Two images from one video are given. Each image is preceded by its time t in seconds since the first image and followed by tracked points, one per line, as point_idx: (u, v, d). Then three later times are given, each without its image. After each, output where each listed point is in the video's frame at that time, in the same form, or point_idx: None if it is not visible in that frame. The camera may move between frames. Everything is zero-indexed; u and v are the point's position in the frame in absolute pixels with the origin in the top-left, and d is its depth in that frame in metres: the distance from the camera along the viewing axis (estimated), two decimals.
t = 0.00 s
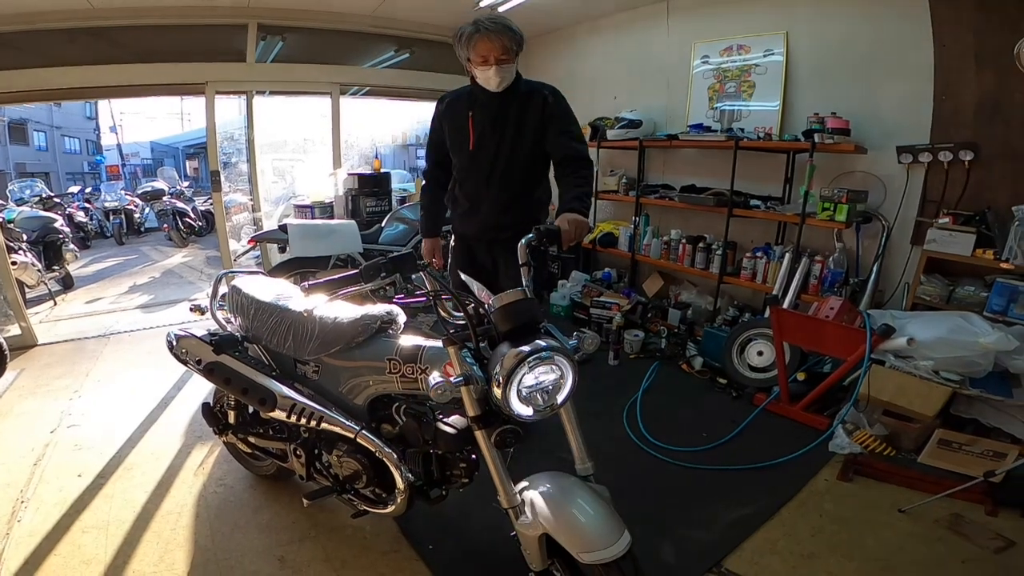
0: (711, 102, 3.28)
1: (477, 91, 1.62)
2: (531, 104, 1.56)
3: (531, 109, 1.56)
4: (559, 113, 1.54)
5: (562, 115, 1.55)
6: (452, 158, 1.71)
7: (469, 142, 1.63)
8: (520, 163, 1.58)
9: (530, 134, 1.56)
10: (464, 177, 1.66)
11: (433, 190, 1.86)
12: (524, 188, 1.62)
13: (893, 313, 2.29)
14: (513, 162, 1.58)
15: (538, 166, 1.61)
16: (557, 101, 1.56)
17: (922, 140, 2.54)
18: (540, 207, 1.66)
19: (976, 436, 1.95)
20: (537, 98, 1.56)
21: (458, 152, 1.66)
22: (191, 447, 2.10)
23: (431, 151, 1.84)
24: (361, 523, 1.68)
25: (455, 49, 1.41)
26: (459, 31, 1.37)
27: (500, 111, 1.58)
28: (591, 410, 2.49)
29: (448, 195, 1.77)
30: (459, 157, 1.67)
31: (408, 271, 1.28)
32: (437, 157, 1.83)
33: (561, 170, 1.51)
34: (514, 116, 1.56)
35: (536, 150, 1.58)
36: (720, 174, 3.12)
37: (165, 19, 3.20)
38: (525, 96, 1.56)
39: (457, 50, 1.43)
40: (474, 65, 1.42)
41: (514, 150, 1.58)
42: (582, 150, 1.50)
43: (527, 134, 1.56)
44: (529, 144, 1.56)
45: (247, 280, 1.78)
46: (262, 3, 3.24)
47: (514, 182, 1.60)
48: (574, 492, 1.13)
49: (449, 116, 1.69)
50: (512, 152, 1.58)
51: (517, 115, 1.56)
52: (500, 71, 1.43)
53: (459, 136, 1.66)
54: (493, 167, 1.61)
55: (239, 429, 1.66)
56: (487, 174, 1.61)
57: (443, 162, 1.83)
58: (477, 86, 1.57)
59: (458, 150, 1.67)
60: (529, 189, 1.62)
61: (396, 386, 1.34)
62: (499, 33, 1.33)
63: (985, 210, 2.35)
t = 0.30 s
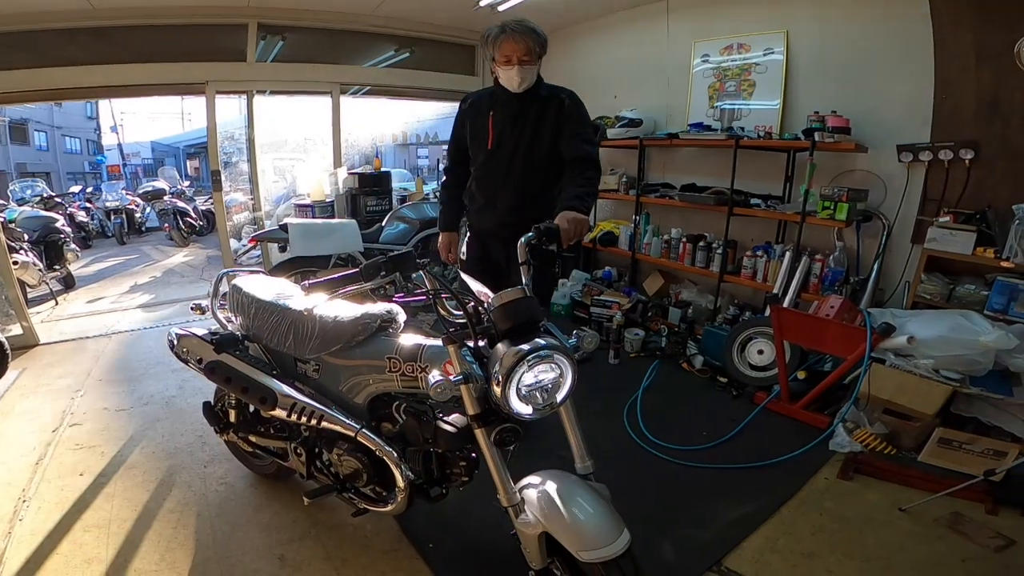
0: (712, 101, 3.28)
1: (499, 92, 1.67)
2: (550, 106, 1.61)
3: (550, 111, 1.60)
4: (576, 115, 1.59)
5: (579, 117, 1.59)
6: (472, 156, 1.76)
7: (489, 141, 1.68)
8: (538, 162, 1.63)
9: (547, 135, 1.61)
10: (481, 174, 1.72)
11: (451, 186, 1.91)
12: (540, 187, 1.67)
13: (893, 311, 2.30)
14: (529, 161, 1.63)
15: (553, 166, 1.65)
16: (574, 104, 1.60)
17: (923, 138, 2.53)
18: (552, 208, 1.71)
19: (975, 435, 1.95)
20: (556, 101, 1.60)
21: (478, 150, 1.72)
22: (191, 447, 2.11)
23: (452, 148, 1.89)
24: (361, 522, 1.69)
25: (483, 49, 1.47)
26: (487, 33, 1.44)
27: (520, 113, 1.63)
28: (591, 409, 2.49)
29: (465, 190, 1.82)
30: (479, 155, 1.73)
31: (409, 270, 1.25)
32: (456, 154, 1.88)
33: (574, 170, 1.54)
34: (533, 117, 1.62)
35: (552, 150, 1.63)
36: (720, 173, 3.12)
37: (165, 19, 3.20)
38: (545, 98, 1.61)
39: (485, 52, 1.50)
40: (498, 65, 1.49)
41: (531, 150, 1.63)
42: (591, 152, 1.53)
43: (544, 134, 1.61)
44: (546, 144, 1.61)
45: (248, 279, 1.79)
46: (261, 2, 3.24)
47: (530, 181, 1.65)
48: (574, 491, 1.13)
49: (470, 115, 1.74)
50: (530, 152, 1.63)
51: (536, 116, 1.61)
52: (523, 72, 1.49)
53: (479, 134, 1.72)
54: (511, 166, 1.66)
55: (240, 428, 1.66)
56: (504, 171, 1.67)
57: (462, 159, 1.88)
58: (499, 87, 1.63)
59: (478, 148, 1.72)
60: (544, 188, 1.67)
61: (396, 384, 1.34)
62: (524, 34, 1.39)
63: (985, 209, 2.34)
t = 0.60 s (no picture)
0: (723, 99, 3.26)
1: (517, 91, 1.69)
2: (566, 105, 1.62)
3: (567, 109, 1.62)
4: (592, 114, 1.60)
5: (597, 115, 1.60)
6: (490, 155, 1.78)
7: (507, 139, 1.70)
8: (554, 160, 1.64)
9: (564, 132, 1.61)
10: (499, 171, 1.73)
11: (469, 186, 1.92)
12: (556, 185, 1.67)
13: (907, 312, 2.27)
14: (546, 159, 1.64)
15: (568, 163, 1.65)
16: (591, 103, 1.61)
17: (939, 136, 2.50)
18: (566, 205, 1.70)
19: (989, 437, 1.92)
20: (574, 100, 1.62)
21: (496, 148, 1.74)
22: (203, 443, 2.14)
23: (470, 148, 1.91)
24: (369, 519, 1.70)
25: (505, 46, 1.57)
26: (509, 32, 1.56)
27: (538, 111, 1.64)
28: (599, 408, 2.49)
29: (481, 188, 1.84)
30: (496, 154, 1.74)
31: (417, 269, 1.26)
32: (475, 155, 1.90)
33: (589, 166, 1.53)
34: (550, 115, 1.63)
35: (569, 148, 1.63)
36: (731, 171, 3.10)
37: (177, 19, 3.24)
38: (563, 97, 1.62)
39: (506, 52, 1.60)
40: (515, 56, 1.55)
41: (548, 147, 1.64)
42: (605, 148, 1.53)
43: (561, 131, 1.62)
44: (563, 141, 1.62)
45: (260, 277, 1.81)
46: (272, 2, 3.27)
47: (546, 178, 1.66)
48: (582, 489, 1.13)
49: (489, 114, 1.77)
50: (547, 150, 1.64)
51: (553, 114, 1.63)
52: (536, 59, 1.53)
53: (498, 133, 1.74)
54: (528, 163, 1.67)
55: (250, 424, 1.68)
56: (520, 168, 1.68)
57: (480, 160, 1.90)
58: (518, 85, 1.66)
59: (495, 146, 1.74)
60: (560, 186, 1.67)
61: (404, 382, 1.35)
62: (539, 25, 1.49)
63: (1001, 208, 2.30)
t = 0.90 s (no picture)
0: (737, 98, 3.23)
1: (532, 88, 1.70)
2: (579, 102, 1.61)
3: (580, 105, 1.61)
4: (605, 111, 1.58)
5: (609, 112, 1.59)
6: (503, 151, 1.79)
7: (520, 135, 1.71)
8: (566, 156, 1.64)
9: (576, 129, 1.61)
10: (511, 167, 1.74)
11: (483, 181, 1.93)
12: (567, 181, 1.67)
13: (920, 314, 2.25)
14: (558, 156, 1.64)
15: (580, 159, 1.66)
16: (604, 100, 1.60)
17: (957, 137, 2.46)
18: (578, 200, 1.71)
19: (1000, 441, 1.90)
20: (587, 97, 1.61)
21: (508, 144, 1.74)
22: (213, 434, 2.17)
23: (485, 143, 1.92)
24: (376, 512, 1.72)
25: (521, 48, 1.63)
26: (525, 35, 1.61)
27: (551, 107, 1.64)
28: (606, 406, 2.49)
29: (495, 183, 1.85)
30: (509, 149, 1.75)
31: (429, 264, 1.26)
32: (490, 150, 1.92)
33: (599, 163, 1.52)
34: (563, 111, 1.63)
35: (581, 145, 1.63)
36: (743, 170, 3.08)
37: (192, 14, 3.27)
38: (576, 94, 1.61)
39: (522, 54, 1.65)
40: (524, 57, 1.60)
41: (560, 144, 1.63)
42: (616, 146, 1.51)
43: (573, 128, 1.61)
44: (574, 138, 1.62)
45: (273, 270, 1.83)
46: None
47: (558, 175, 1.66)
48: (589, 486, 1.14)
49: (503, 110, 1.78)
50: (559, 146, 1.64)
51: (566, 111, 1.62)
52: (536, 58, 1.56)
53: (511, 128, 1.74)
54: (540, 160, 1.67)
55: (261, 416, 1.70)
56: (532, 164, 1.69)
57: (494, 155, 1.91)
58: (532, 82, 1.66)
59: (508, 142, 1.75)
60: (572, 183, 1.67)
61: (414, 376, 1.36)
62: (542, 25, 1.52)
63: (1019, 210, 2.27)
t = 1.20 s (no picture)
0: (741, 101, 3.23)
1: (539, 90, 1.71)
2: (585, 103, 1.61)
3: (586, 107, 1.61)
4: (611, 114, 1.58)
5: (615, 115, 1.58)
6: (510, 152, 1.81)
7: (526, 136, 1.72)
8: (571, 158, 1.64)
9: (581, 131, 1.61)
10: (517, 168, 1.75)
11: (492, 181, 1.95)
12: (572, 183, 1.67)
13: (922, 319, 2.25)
14: (563, 157, 1.65)
15: (586, 160, 1.65)
16: (610, 103, 1.59)
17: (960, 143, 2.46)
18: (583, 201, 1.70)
19: (1000, 446, 1.90)
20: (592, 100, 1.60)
21: (516, 144, 1.76)
22: (215, 432, 2.17)
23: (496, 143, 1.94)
24: (376, 512, 1.72)
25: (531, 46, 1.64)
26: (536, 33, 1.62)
27: (556, 109, 1.65)
28: (607, 408, 2.49)
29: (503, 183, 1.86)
30: (517, 150, 1.77)
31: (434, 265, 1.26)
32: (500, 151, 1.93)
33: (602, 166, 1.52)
34: (569, 112, 1.63)
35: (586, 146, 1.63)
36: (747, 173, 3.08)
37: (198, 12, 3.27)
38: (581, 96, 1.61)
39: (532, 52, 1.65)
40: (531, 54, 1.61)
41: (565, 145, 1.64)
42: (622, 150, 1.51)
43: (578, 130, 1.62)
44: (579, 140, 1.62)
45: (277, 269, 1.83)
46: None
47: (563, 176, 1.66)
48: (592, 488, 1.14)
49: (511, 110, 1.79)
50: (563, 148, 1.64)
51: (572, 112, 1.62)
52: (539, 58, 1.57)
53: (518, 130, 1.76)
54: (546, 161, 1.68)
55: (263, 415, 1.70)
56: (538, 165, 1.70)
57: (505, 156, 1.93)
58: (540, 84, 1.68)
59: (516, 143, 1.76)
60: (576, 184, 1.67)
61: (418, 377, 1.36)
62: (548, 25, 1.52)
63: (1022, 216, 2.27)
